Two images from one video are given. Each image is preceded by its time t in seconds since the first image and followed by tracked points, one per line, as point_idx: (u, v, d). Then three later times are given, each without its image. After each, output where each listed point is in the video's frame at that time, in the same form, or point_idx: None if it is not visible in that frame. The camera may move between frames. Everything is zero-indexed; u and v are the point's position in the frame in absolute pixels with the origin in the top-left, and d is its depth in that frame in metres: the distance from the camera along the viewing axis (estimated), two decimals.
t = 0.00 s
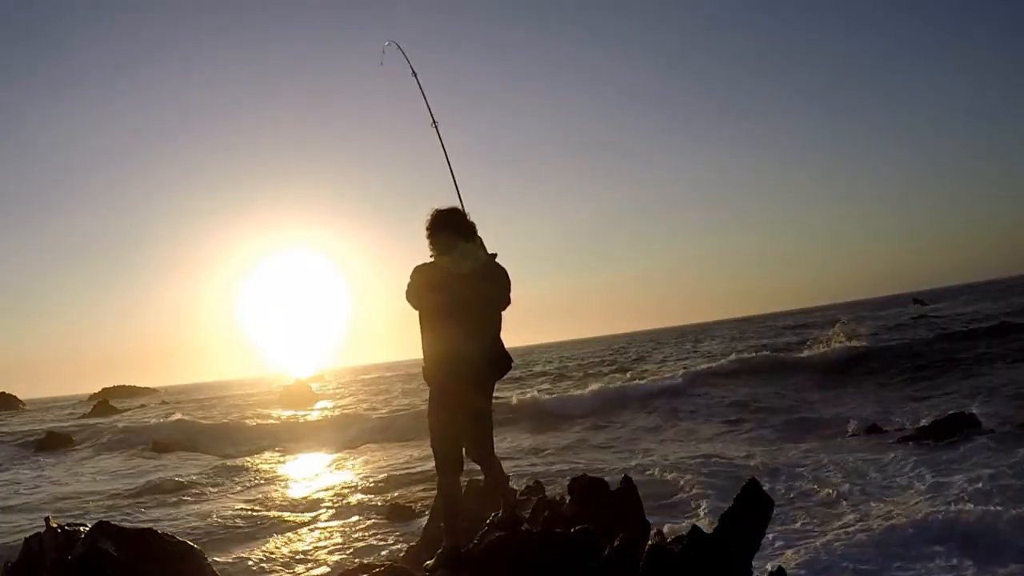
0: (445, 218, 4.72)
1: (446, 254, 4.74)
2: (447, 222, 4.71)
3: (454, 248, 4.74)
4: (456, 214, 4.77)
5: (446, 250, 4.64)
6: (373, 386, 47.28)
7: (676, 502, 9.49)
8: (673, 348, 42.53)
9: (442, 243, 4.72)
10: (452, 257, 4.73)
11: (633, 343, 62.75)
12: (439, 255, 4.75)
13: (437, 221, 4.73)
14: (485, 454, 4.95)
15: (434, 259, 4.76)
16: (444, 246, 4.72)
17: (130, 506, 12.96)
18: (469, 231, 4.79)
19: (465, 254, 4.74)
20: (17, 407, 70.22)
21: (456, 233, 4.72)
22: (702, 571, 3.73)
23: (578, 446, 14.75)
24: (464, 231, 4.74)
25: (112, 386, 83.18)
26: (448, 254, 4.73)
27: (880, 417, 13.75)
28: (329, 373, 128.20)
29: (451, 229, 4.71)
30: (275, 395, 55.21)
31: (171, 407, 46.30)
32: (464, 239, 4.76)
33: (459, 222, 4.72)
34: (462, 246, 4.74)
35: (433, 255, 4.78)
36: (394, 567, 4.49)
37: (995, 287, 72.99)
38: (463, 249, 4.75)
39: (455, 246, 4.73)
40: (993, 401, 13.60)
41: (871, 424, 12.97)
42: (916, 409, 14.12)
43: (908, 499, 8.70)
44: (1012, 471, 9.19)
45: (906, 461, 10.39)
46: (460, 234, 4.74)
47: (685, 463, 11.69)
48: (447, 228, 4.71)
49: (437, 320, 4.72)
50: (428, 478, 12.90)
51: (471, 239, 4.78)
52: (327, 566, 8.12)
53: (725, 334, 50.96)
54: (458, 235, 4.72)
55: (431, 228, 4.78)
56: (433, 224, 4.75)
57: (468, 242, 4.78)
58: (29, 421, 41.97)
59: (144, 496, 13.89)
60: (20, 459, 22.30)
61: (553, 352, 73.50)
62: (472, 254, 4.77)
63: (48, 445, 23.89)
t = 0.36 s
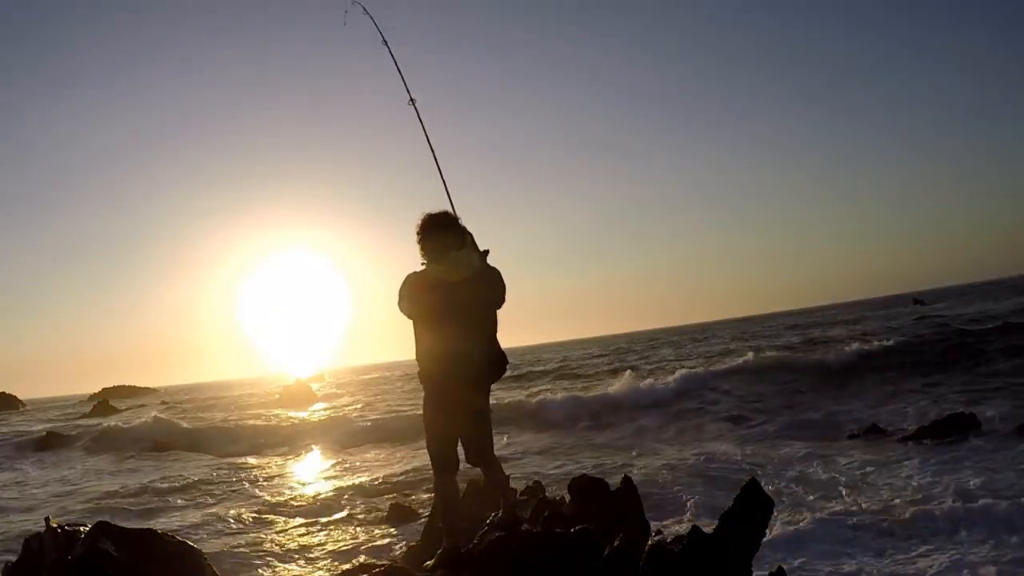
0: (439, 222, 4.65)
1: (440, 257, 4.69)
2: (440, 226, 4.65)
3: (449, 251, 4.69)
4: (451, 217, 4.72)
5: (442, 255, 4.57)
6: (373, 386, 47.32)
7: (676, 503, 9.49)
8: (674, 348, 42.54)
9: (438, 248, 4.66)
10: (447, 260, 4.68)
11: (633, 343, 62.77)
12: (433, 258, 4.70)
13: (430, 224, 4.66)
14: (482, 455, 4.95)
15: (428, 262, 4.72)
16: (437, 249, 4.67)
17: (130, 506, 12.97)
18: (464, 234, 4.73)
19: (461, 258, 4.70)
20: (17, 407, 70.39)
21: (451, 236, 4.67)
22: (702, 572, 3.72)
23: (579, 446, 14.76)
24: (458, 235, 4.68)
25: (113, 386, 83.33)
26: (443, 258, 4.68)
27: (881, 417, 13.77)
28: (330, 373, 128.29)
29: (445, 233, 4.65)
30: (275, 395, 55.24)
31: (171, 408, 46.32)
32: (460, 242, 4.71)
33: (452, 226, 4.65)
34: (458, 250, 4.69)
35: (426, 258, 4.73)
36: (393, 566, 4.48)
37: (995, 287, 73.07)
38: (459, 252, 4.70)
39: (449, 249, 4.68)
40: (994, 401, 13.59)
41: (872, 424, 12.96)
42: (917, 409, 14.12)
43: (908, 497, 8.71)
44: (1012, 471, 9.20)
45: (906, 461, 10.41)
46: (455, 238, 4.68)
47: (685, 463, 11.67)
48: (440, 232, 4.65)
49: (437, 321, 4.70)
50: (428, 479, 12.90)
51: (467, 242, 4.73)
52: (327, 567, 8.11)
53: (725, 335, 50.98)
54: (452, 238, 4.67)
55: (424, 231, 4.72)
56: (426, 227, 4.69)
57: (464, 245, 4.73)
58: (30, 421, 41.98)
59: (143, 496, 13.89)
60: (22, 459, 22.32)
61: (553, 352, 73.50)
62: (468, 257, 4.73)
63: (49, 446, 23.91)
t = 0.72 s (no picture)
0: (419, 217, 4.71)
1: (423, 254, 4.71)
2: (419, 221, 4.69)
3: (433, 245, 4.72)
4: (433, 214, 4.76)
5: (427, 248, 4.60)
6: (374, 386, 47.36)
7: (676, 503, 9.49)
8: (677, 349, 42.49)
9: (425, 244, 4.70)
10: (430, 255, 4.69)
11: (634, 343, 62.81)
12: (419, 254, 4.71)
13: (409, 220, 4.71)
14: (481, 454, 4.96)
15: (414, 259, 4.72)
16: (421, 245, 4.70)
17: (131, 506, 12.98)
18: (444, 228, 4.79)
19: (445, 251, 4.73)
20: (18, 407, 70.43)
21: (433, 230, 4.71)
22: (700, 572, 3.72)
23: (580, 447, 14.76)
24: (440, 228, 4.74)
25: (114, 386, 83.39)
26: (428, 253, 4.70)
27: (883, 418, 13.76)
28: (331, 373, 128.32)
29: (426, 227, 4.70)
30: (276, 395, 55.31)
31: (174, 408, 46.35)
32: (442, 235, 4.77)
33: (431, 219, 4.71)
34: (440, 243, 4.72)
35: (410, 256, 4.74)
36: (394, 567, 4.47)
37: (997, 288, 72.96)
38: (441, 245, 4.73)
39: (433, 243, 4.71)
40: (994, 403, 13.58)
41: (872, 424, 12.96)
42: (920, 410, 14.10)
43: (909, 497, 8.71)
44: (1013, 471, 9.19)
45: (908, 461, 10.40)
46: (437, 232, 4.73)
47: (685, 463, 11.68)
48: (422, 226, 4.70)
49: (433, 319, 4.69)
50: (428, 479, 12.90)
51: (448, 235, 4.79)
52: (325, 567, 8.10)
53: (728, 335, 50.93)
54: (433, 232, 4.71)
55: (403, 228, 4.75)
56: (405, 224, 4.73)
57: (446, 238, 4.79)
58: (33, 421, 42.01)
59: (144, 496, 13.90)
60: (24, 459, 22.36)
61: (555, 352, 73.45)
62: (452, 249, 4.78)
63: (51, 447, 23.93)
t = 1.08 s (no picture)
0: (414, 213, 4.72)
1: (419, 251, 4.71)
2: (413, 217, 4.70)
3: (429, 242, 4.73)
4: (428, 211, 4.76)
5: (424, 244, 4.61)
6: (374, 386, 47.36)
7: (676, 503, 9.49)
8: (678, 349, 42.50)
9: (420, 241, 4.70)
10: (426, 252, 4.69)
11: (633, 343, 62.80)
12: (416, 253, 4.71)
13: (404, 217, 4.73)
14: (483, 455, 4.97)
15: (412, 256, 4.72)
16: (416, 243, 4.70)
17: (130, 506, 12.97)
18: (439, 224, 4.80)
19: (442, 246, 4.74)
20: (18, 407, 70.41)
21: (428, 226, 4.72)
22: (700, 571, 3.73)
23: (580, 448, 14.77)
24: (435, 223, 4.74)
25: (114, 386, 83.40)
26: (424, 250, 4.69)
27: (884, 418, 13.77)
28: (330, 373, 128.35)
29: (422, 224, 4.70)
30: (276, 395, 55.33)
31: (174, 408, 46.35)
32: (438, 231, 4.77)
33: (427, 216, 4.71)
34: (436, 240, 4.73)
35: (407, 255, 4.74)
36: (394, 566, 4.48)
37: (998, 288, 72.96)
38: (437, 240, 4.74)
39: (429, 240, 4.71)
40: (993, 403, 13.55)
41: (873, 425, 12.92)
42: (921, 410, 14.12)
43: (910, 497, 8.71)
44: (1013, 470, 9.19)
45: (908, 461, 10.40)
46: (432, 227, 4.73)
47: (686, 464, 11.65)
48: (416, 223, 4.70)
49: (433, 317, 4.69)
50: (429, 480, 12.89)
51: (442, 231, 4.79)
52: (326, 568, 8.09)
53: (729, 334, 50.94)
54: (429, 229, 4.72)
55: (398, 226, 4.77)
56: (399, 223, 4.74)
57: (442, 233, 4.81)
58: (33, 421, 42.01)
59: (144, 496, 13.90)
60: (24, 458, 22.38)
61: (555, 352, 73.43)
62: (449, 244, 4.78)
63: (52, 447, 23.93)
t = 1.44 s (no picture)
0: (413, 215, 4.70)
1: (419, 253, 4.70)
2: (413, 219, 4.69)
3: (429, 243, 4.72)
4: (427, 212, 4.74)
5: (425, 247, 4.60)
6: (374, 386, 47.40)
7: (675, 505, 9.50)
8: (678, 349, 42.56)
9: (418, 242, 4.68)
10: (427, 254, 4.68)
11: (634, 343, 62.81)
12: (415, 254, 4.70)
13: (404, 218, 4.70)
14: (484, 455, 4.96)
15: (411, 258, 4.71)
16: (415, 245, 4.69)
17: (130, 507, 12.99)
18: (439, 226, 4.78)
19: (442, 247, 4.73)
20: (17, 407, 70.49)
21: (427, 228, 4.71)
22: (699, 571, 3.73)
23: (580, 450, 14.78)
24: (435, 225, 4.72)
25: (114, 387, 83.66)
26: (423, 252, 4.68)
27: (883, 420, 13.81)
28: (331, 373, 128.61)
29: (421, 226, 4.68)
30: (276, 395, 55.38)
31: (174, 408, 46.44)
32: (438, 232, 4.76)
33: (426, 217, 4.69)
34: (436, 242, 4.72)
35: (406, 256, 4.73)
36: (394, 567, 4.48)
37: (997, 288, 73.06)
38: (437, 241, 4.73)
39: (428, 241, 4.70)
40: (993, 405, 13.53)
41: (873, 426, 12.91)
42: (920, 411, 14.14)
43: (908, 497, 8.73)
44: (1012, 471, 9.21)
45: (908, 463, 10.42)
46: (431, 228, 4.72)
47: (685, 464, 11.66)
48: (415, 226, 4.68)
49: (433, 318, 4.70)
50: (428, 480, 12.90)
51: (442, 234, 4.78)
52: (323, 570, 8.07)
53: (728, 335, 51.01)
54: (429, 230, 4.70)
55: (397, 228, 4.75)
56: (399, 226, 4.72)
57: (442, 235, 4.80)
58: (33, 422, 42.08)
59: (144, 497, 13.91)
60: (24, 459, 22.40)
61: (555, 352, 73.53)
62: (449, 246, 4.78)
63: (53, 447, 23.97)
